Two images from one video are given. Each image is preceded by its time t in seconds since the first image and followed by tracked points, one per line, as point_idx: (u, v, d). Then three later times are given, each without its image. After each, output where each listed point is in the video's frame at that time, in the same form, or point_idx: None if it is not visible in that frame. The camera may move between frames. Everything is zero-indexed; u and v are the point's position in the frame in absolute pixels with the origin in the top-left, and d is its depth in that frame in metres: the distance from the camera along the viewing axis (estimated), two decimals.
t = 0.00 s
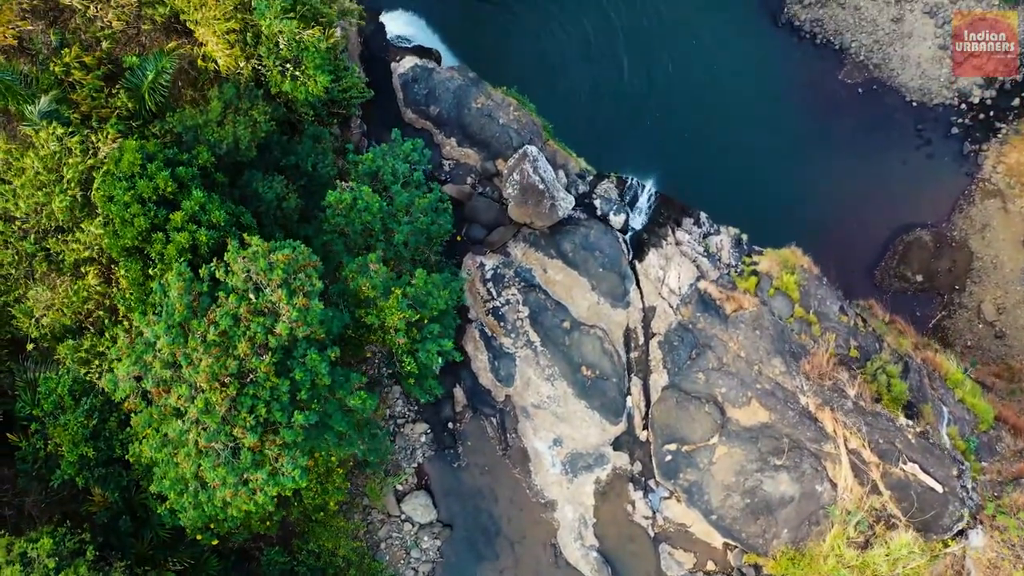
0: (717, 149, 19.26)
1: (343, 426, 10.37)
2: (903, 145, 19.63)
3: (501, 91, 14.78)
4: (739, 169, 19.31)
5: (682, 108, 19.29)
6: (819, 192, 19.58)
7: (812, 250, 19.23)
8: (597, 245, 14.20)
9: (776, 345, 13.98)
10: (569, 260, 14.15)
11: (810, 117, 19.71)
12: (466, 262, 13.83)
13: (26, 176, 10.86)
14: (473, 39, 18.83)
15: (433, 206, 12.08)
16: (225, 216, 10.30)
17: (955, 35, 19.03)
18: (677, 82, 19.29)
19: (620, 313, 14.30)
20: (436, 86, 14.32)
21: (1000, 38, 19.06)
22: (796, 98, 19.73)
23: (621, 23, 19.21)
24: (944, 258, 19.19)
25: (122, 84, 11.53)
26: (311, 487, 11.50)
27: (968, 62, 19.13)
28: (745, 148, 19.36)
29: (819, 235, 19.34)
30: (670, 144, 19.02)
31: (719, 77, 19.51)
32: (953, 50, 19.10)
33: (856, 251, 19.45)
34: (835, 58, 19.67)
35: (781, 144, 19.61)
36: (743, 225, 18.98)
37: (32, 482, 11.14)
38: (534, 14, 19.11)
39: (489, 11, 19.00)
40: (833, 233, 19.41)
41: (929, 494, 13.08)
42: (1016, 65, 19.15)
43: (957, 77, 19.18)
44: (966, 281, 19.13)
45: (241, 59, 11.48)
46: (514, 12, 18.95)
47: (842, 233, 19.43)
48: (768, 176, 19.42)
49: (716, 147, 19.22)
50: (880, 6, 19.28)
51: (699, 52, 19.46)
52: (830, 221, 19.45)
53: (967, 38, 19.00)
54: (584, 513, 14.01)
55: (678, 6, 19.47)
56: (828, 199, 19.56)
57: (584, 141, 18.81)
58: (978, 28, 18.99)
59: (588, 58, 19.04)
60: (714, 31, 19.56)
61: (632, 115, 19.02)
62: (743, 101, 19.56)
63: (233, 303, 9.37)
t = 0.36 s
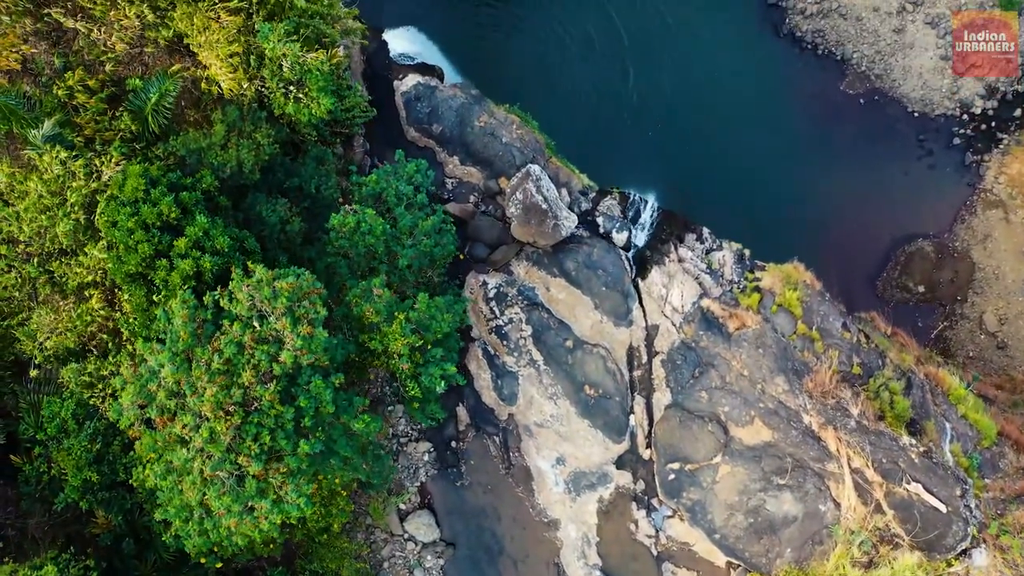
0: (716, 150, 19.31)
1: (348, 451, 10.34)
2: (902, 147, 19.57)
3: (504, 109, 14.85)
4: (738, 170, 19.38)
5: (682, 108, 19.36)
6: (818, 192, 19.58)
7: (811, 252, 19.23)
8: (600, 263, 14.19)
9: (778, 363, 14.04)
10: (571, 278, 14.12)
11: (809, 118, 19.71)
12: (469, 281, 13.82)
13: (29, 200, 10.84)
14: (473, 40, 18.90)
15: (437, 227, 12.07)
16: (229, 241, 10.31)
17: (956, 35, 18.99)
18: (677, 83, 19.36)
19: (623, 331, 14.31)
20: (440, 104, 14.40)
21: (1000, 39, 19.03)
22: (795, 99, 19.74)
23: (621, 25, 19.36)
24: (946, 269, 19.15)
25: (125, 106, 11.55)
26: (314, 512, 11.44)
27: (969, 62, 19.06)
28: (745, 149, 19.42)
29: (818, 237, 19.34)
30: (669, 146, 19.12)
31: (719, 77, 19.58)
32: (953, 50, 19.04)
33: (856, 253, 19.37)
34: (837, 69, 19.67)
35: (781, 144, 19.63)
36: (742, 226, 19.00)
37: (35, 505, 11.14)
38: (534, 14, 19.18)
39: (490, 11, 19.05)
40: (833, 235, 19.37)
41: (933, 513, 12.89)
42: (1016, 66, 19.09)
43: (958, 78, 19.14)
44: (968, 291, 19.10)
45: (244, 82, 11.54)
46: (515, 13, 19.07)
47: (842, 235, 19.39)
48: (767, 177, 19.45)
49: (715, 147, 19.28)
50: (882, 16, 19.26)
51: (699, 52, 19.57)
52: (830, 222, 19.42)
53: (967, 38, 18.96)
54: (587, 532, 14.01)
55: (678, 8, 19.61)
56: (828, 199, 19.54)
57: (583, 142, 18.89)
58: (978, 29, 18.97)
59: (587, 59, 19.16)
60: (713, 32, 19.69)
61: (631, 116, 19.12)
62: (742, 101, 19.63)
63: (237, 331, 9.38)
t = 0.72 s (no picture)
0: (716, 152, 19.33)
1: (352, 473, 10.32)
2: (900, 150, 19.60)
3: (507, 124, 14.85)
4: (739, 173, 19.44)
5: (682, 113, 19.33)
6: (818, 195, 19.62)
7: (811, 255, 19.31)
8: (603, 279, 14.20)
9: (783, 380, 14.00)
10: (574, 294, 14.13)
11: (808, 120, 19.72)
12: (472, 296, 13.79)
13: (32, 221, 10.84)
14: (474, 43, 18.90)
15: (440, 246, 12.07)
16: (233, 263, 10.32)
17: (955, 35, 18.92)
18: (677, 85, 19.35)
19: (626, 347, 14.28)
20: (442, 120, 14.43)
21: (999, 38, 18.95)
22: (794, 101, 19.77)
23: (622, 26, 19.29)
24: (947, 278, 19.16)
25: (128, 126, 11.54)
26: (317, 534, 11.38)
27: (969, 62, 18.99)
28: (745, 152, 19.45)
29: (819, 241, 19.39)
30: (669, 149, 19.17)
31: (718, 79, 19.56)
32: (952, 51, 19.00)
33: (857, 257, 19.39)
34: (839, 78, 19.64)
35: (781, 148, 19.63)
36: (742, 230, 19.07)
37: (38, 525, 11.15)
38: (534, 15, 19.08)
39: (489, 12, 18.95)
40: (833, 238, 19.42)
41: (936, 531, 12.95)
42: (1017, 65, 18.97)
43: (958, 78, 19.07)
44: (970, 301, 19.10)
45: (248, 102, 11.56)
46: (515, 14, 18.97)
47: (842, 238, 19.44)
48: (767, 179, 19.48)
49: (715, 153, 19.29)
50: (884, 26, 19.16)
51: (698, 54, 19.54)
52: (830, 225, 19.47)
53: (967, 38, 18.91)
54: (590, 549, 14.00)
55: (678, 8, 19.54)
56: (828, 202, 19.58)
57: (584, 146, 18.92)
58: (977, 28, 18.90)
59: (587, 60, 19.12)
60: (713, 36, 19.66)
61: (631, 120, 19.13)
62: (742, 103, 19.62)
63: (241, 355, 9.39)
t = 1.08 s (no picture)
0: (716, 160, 19.33)
1: (357, 499, 10.27)
2: (902, 159, 19.50)
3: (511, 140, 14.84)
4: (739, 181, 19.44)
5: (682, 121, 19.33)
6: (819, 204, 19.57)
7: (812, 265, 19.31)
8: (606, 296, 14.22)
9: (786, 399, 14.07)
10: (578, 312, 14.18)
11: (809, 129, 19.66)
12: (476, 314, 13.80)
13: (36, 243, 10.81)
14: (477, 55, 18.98)
15: (445, 267, 12.10)
16: (237, 287, 10.29)
17: (955, 35, 18.70)
18: (677, 94, 19.34)
19: (630, 365, 14.34)
20: (446, 137, 14.37)
21: (1000, 38, 18.72)
22: (795, 110, 19.72)
23: (622, 34, 19.22)
24: (949, 288, 19.14)
25: (133, 147, 11.53)
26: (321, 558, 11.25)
27: (969, 63, 18.81)
28: (745, 161, 19.44)
29: (819, 251, 19.37)
30: (670, 158, 19.18)
31: (718, 87, 19.54)
32: (952, 51, 18.78)
33: (858, 267, 19.37)
34: (842, 88, 19.53)
35: (781, 156, 19.58)
36: (741, 238, 19.12)
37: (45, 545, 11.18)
38: (535, 25, 19.04)
39: (491, 23, 18.94)
40: (834, 248, 19.41)
41: (940, 549, 12.74)
42: (1017, 66, 18.82)
43: (958, 78, 18.87)
44: (973, 311, 19.07)
45: (251, 123, 11.54)
46: (515, 24, 18.94)
47: (843, 248, 19.43)
48: (768, 189, 19.46)
49: (715, 161, 19.30)
50: (886, 36, 18.97)
51: (699, 62, 19.50)
52: (831, 235, 19.46)
53: (967, 37, 18.69)
54: (593, 566, 13.98)
55: (679, 16, 19.47)
56: (829, 212, 19.54)
57: (585, 156, 18.95)
58: (977, 29, 18.70)
59: (588, 70, 19.10)
60: (715, 44, 19.62)
61: (632, 128, 19.14)
62: (742, 112, 19.58)
63: (246, 382, 9.37)
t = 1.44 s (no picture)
0: (718, 169, 19.34)
1: (362, 524, 10.23)
2: (904, 168, 19.38)
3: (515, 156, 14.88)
4: (740, 189, 19.41)
5: (683, 130, 19.33)
6: (822, 214, 19.49)
7: (814, 276, 19.28)
8: (611, 313, 14.22)
9: (790, 416, 14.08)
10: (583, 329, 14.16)
11: (811, 137, 19.58)
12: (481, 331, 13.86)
13: (41, 264, 10.82)
14: (480, 64, 18.86)
15: (450, 287, 12.11)
16: (243, 310, 10.28)
17: (955, 36, 18.65)
18: (678, 104, 19.32)
19: (634, 382, 14.34)
20: (450, 154, 14.39)
21: (999, 38, 18.70)
22: (797, 119, 19.66)
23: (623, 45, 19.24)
24: (952, 298, 19.12)
25: (137, 168, 11.53)
26: None
27: (969, 63, 18.74)
28: (746, 171, 19.42)
29: (822, 262, 19.33)
30: (671, 168, 19.18)
31: (719, 97, 19.54)
32: (952, 51, 18.72)
33: (861, 278, 19.30)
34: (844, 98, 19.41)
35: (783, 167, 19.53)
36: (741, 248, 19.18)
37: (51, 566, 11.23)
38: (537, 35, 18.98)
39: (493, 32, 18.83)
40: (837, 259, 19.35)
41: (946, 568, 12.52)
42: (1016, 65, 18.77)
43: (959, 78, 18.78)
44: (976, 320, 19.03)
45: (256, 144, 11.48)
46: (517, 34, 18.88)
47: (846, 259, 19.36)
48: (769, 199, 19.44)
49: (716, 171, 19.31)
50: (889, 46, 18.88)
51: (700, 73, 19.52)
52: (833, 245, 19.40)
53: (967, 38, 18.65)
54: None
55: (680, 27, 19.50)
56: (832, 221, 19.47)
57: (586, 165, 18.91)
58: (977, 29, 18.67)
59: (590, 80, 19.10)
60: (716, 53, 19.61)
61: (633, 138, 19.13)
62: (744, 122, 19.56)
63: (252, 408, 9.37)
